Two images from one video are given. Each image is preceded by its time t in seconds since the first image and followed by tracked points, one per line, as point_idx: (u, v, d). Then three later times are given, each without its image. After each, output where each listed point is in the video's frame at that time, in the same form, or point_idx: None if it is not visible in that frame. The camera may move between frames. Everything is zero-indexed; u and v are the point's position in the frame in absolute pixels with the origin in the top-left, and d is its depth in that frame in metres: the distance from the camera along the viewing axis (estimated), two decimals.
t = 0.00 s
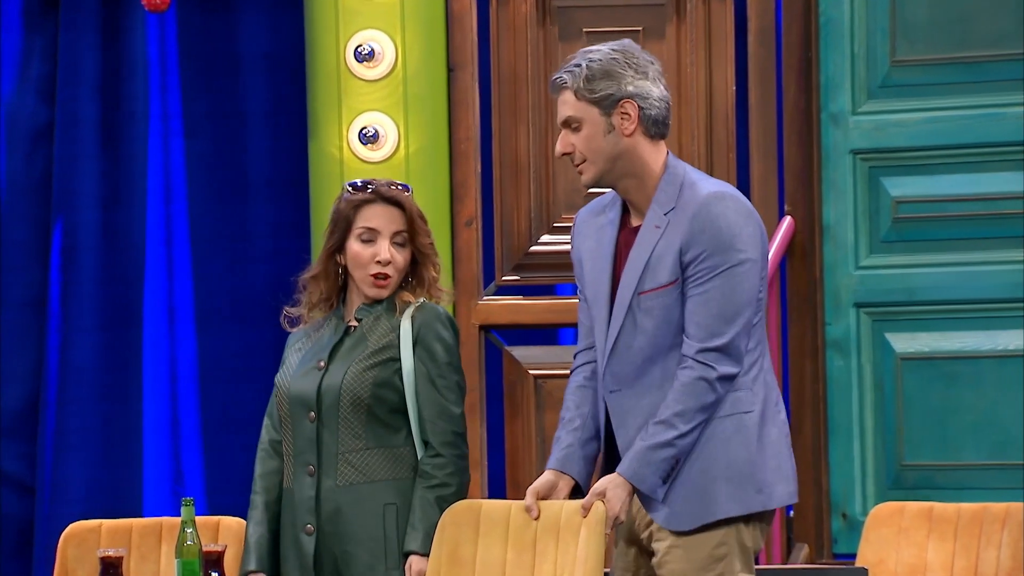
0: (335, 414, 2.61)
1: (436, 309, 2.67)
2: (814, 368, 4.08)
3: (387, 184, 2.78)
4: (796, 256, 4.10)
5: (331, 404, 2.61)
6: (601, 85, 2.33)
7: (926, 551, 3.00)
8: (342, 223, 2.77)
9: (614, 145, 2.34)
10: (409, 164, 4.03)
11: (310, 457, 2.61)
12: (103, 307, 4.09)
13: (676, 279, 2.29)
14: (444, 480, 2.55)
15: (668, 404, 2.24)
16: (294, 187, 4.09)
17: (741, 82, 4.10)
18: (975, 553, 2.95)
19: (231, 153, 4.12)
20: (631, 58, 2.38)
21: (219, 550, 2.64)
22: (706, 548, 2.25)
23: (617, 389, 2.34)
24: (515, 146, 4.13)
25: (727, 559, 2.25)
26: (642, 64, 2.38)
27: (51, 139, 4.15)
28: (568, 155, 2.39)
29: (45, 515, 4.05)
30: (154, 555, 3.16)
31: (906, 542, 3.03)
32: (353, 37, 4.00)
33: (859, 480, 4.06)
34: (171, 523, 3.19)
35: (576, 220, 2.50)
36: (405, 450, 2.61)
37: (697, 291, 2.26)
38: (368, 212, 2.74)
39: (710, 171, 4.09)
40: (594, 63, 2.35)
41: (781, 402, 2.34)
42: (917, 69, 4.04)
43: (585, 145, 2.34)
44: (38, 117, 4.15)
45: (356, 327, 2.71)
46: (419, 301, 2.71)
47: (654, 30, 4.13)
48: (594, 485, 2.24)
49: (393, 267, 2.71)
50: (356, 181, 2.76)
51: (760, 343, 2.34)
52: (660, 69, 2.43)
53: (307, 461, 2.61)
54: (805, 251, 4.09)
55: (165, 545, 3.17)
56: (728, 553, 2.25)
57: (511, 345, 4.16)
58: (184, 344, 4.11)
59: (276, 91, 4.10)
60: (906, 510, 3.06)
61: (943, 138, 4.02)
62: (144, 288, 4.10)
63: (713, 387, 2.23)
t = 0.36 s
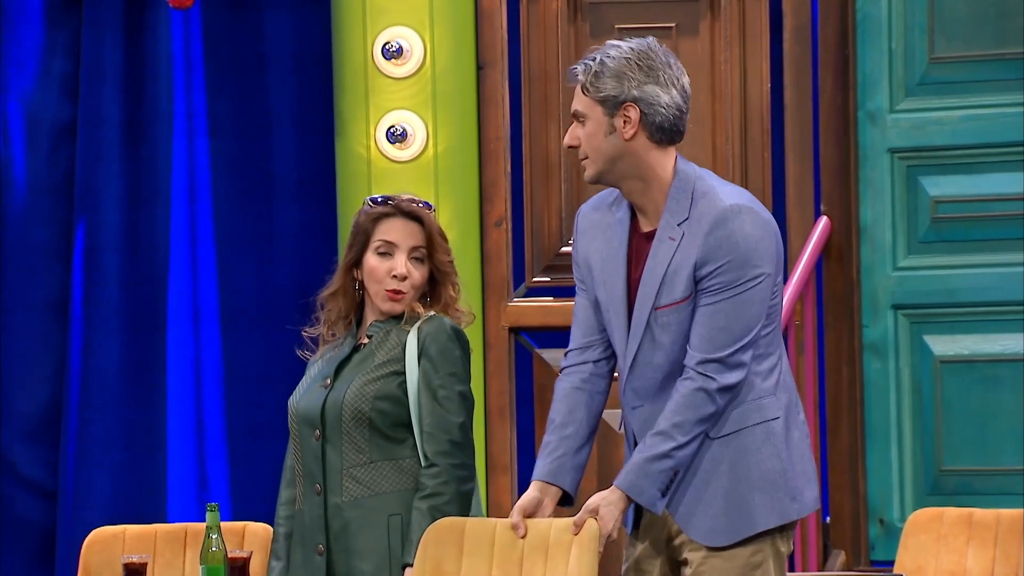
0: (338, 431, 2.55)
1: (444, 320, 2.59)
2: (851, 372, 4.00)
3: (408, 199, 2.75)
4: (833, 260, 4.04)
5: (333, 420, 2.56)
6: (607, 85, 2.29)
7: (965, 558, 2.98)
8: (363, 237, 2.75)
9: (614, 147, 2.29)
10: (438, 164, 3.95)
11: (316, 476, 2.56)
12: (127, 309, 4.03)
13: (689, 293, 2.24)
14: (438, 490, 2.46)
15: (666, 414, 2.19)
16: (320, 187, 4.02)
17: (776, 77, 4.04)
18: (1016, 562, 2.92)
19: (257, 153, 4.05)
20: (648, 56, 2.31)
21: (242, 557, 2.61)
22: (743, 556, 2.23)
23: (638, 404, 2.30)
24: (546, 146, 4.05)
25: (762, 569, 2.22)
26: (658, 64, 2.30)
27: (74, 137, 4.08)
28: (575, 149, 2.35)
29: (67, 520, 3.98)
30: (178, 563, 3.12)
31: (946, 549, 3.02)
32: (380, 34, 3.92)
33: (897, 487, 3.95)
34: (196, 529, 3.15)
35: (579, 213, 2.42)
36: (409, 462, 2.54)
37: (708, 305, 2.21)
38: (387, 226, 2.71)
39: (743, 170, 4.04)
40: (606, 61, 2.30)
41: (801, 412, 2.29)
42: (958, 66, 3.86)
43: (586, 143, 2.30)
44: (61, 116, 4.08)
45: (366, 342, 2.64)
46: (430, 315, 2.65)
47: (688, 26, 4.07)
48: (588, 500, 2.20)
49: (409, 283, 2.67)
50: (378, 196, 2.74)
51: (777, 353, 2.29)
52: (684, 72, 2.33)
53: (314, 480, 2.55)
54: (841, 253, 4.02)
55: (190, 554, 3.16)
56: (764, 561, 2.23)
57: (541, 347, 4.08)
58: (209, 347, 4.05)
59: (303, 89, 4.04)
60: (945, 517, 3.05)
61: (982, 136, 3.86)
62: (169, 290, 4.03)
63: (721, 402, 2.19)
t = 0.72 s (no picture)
0: (338, 429, 2.50)
1: (438, 306, 2.55)
2: (879, 381, 3.89)
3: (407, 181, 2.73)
4: (860, 266, 3.92)
5: (333, 418, 2.51)
6: (596, 84, 2.24)
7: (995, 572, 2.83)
8: (360, 217, 2.72)
9: (603, 147, 2.24)
10: (456, 170, 3.86)
11: (317, 477, 2.51)
12: (139, 318, 3.94)
13: (682, 295, 2.17)
14: (426, 491, 2.41)
15: (668, 424, 2.12)
16: (336, 193, 3.94)
17: (803, 83, 3.97)
18: None
19: (272, 157, 3.97)
20: (638, 57, 2.26)
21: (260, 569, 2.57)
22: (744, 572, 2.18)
23: (638, 411, 2.25)
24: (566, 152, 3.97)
25: None
26: (648, 64, 2.25)
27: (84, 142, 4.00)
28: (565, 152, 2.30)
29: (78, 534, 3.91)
30: None
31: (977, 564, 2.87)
32: (397, 38, 3.84)
33: (926, 499, 3.81)
34: (209, 542, 3.06)
35: (575, 230, 2.36)
36: (406, 461, 2.49)
37: (700, 307, 2.14)
38: (384, 205, 2.69)
39: (768, 174, 3.98)
40: (596, 60, 2.26)
41: (804, 411, 2.22)
42: (988, 69, 3.69)
43: (575, 144, 2.25)
44: (72, 121, 4.00)
45: (365, 334, 2.60)
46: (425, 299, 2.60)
47: (711, 28, 4.00)
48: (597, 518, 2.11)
49: (406, 262, 2.63)
50: (375, 178, 2.73)
51: (776, 352, 2.22)
52: (676, 74, 2.27)
53: (315, 481, 2.51)
54: (869, 260, 3.89)
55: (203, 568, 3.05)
56: None
57: (562, 356, 3.99)
58: (223, 356, 3.96)
59: (318, 92, 3.95)
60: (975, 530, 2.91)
61: (1014, 141, 3.71)
62: (181, 299, 3.95)
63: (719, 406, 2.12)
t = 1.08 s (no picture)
0: (360, 439, 2.40)
1: (459, 312, 2.46)
2: (909, 385, 3.81)
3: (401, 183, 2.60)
4: (889, 269, 3.84)
5: (354, 427, 2.41)
6: (585, 81, 2.21)
7: None
8: (357, 227, 2.60)
9: (595, 145, 2.21)
10: (478, 171, 3.79)
11: (336, 486, 2.41)
12: (156, 322, 3.88)
13: (664, 289, 2.16)
14: (449, 504, 2.32)
15: (652, 426, 2.09)
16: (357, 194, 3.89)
17: (831, 83, 3.90)
18: None
19: (291, 157, 3.91)
20: (625, 52, 2.24)
21: None
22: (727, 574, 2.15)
23: (616, 405, 2.22)
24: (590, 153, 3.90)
25: None
26: (635, 59, 2.23)
27: (101, 142, 3.94)
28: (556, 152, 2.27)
29: (95, 541, 3.83)
30: None
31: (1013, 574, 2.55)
32: (419, 36, 3.77)
33: (956, 504, 3.73)
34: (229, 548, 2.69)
35: (563, 228, 2.36)
36: (426, 472, 2.41)
37: (681, 302, 2.12)
38: (382, 214, 2.56)
39: (795, 175, 3.89)
40: (583, 57, 2.23)
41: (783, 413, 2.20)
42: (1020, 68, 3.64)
43: (566, 143, 2.22)
44: (88, 120, 3.94)
45: (383, 341, 2.51)
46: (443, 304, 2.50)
47: (738, 26, 3.90)
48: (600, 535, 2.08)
49: (413, 271, 2.53)
50: (368, 184, 2.59)
51: (756, 354, 2.20)
52: (663, 68, 2.25)
53: (333, 490, 2.41)
54: (898, 261, 3.82)
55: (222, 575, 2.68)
56: None
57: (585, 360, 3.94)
58: (241, 359, 3.92)
59: (339, 92, 3.90)
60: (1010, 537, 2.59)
61: None
62: (200, 301, 3.90)
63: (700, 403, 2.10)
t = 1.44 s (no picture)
0: (393, 447, 2.30)
1: (496, 324, 2.36)
2: (937, 386, 3.79)
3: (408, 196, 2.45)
4: (915, 268, 3.81)
5: (387, 436, 2.31)
6: (577, 91, 2.14)
7: None
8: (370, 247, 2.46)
9: (595, 153, 2.14)
10: (500, 168, 3.75)
11: (363, 492, 2.30)
12: (174, 323, 3.84)
13: (667, 292, 2.11)
14: (483, 516, 2.22)
15: (647, 431, 2.04)
16: (377, 193, 3.86)
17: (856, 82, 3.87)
18: None
19: (311, 155, 3.87)
20: (612, 54, 2.17)
21: None
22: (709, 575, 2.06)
23: (609, 406, 2.15)
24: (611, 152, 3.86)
25: None
26: (623, 60, 2.16)
27: (118, 141, 3.90)
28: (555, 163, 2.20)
29: (112, 542, 3.78)
30: None
31: None
32: (440, 33, 3.73)
33: (983, 505, 3.64)
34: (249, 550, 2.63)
35: (563, 218, 2.32)
36: (457, 485, 2.30)
37: (684, 307, 2.07)
38: (396, 230, 2.43)
39: (821, 174, 3.85)
40: (570, 66, 2.16)
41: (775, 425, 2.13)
42: None
43: (567, 155, 2.15)
44: (105, 119, 3.90)
45: (415, 352, 2.39)
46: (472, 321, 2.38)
47: (762, 23, 3.86)
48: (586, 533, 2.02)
49: (434, 285, 2.40)
50: (375, 202, 2.45)
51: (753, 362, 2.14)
52: (651, 65, 2.20)
53: (360, 496, 2.30)
54: (924, 261, 3.79)
55: None
56: None
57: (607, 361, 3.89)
58: (259, 360, 3.89)
59: (358, 90, 3.86)
60: None
61: None
62: (218, 300, 3.87)
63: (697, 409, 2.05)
